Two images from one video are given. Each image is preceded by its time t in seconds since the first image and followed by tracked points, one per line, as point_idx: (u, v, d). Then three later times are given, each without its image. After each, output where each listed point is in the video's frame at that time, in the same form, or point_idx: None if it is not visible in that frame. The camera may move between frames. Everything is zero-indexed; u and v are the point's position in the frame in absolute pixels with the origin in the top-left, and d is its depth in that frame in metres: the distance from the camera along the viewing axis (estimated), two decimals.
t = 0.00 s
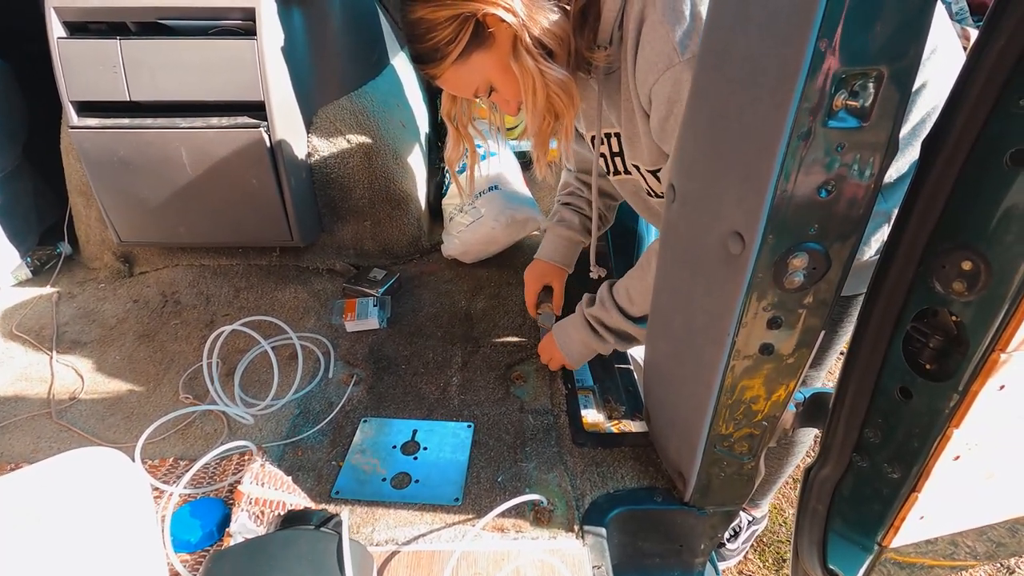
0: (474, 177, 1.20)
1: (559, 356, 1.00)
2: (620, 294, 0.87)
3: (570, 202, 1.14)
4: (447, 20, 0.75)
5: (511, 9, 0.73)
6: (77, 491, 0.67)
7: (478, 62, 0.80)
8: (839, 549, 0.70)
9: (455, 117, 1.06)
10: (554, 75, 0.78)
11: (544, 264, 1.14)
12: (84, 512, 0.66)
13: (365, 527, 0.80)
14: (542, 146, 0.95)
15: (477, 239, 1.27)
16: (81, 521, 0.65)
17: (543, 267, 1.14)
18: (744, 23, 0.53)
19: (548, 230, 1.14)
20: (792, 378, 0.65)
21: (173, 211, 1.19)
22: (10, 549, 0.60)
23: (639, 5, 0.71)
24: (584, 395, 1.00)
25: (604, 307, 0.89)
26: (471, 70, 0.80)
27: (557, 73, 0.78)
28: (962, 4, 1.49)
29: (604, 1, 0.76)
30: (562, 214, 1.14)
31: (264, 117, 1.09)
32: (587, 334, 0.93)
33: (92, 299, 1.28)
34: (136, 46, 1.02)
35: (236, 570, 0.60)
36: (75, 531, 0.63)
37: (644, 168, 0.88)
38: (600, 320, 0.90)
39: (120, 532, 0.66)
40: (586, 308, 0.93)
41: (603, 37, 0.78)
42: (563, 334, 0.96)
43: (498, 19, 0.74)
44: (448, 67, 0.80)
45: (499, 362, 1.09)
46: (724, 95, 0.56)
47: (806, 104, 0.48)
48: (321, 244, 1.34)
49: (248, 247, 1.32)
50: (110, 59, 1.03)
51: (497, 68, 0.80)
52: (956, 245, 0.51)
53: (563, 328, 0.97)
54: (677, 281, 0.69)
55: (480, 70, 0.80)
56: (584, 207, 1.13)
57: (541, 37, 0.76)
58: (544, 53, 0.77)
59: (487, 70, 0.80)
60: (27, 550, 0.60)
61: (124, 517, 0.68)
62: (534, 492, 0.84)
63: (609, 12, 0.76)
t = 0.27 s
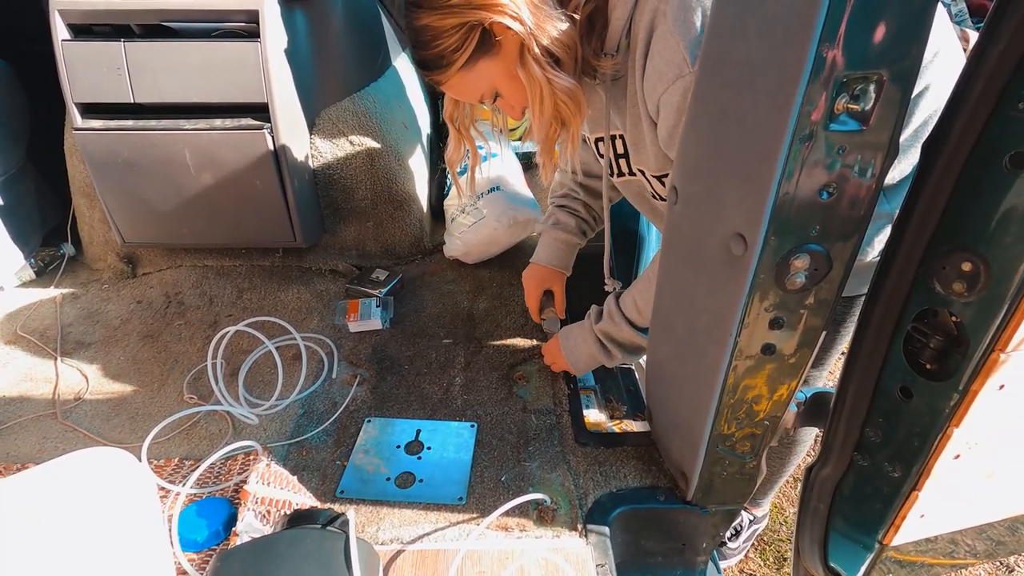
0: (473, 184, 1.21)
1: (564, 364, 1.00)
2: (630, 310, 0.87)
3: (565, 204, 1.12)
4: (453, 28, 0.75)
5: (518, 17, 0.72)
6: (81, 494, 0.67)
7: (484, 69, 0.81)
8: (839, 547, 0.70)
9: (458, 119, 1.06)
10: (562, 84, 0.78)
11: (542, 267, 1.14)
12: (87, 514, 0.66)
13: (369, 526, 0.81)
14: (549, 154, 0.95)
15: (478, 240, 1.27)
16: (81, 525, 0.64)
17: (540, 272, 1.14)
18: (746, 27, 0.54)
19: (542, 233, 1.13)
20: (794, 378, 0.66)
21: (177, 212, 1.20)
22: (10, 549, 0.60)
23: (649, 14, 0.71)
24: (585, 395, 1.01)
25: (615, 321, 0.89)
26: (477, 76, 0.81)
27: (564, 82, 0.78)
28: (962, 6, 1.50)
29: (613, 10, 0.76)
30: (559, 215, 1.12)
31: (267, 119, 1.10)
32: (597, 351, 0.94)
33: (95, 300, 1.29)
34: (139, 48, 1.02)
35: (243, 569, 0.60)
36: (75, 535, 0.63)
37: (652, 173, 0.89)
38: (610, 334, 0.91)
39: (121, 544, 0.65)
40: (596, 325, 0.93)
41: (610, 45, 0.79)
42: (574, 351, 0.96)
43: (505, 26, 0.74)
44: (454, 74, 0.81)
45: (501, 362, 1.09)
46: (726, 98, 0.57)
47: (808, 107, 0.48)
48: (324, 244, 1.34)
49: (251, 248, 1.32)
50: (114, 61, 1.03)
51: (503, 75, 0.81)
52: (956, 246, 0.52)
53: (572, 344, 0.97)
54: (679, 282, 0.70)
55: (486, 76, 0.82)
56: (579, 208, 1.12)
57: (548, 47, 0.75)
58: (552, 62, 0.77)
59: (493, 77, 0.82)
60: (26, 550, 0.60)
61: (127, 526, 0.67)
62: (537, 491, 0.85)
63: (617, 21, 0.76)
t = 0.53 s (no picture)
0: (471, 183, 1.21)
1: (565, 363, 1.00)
2: (631, 309, 0.86)
3: (561, 208, 1.12)
4: (450, 26, 0.75)
5: (516, 15, 0.72)
6: (76, 495, 0.66)
7: (482, 67, 0.80)
8: (841, 545, 0.70)
9: (455, 119, 1.05)
10: (561, 82, 0.78)
11: (541, 268, 1.13)
12: (81, 518, 0.64)
13: (369, 524, 0.81)
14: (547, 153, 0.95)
15: (478, 238, 1.27)
16: (77, 528, 0.63)
17: (540, 277, 1.13)
18: (749, 19, 0.53)
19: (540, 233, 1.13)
20: (796, 374, 0.65)
21: (175, 209, 1.19)
22: (10, 550, 0.59)
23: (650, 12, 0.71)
24: (586, 393, 1.01)
25: (615, 319, 0.88)
26: (475, 75, 0.81)
27: (563, 80, 0.78)
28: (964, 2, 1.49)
29: (613, 7, 0.75)
30: (556, 220, 1.12)
31: (266, 115, 1.09)
32: (599, 352, 0.93)
33: (93, 297, 1.28)
34: (137, 44, 1.02)
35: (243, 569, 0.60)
36: (69, 539, 0.62)
37: (652, 172, 0.89)
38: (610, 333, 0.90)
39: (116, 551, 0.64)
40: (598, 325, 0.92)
41: (609, 43, 0.78)
42: (575, 352, 0.96)
43: (504, 24, 0.73)
44: (451, 73, 0.80)
45: (501, 360, 1.09)
46: (729, 91, 0.56)
47: (811, 100, 0.48)
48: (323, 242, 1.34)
49: (249, 246, 1.32)
50: (111, 57, 1.02)
51: (501, 73, 0.81)
52: (960, 241, 0.51)
53: (574, 346, 0.96)
54: (681, 278, 0.69)
55: (484, 75, 0.81)
56: (574, 212, 1.12)
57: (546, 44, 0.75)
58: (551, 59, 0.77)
59: (491, 75, 0.81)
60: (27, 550, 0.60)
61: (121, 532, 0.66)
62: (538, 489, 0.84)
63: (617, 18, 0.75)
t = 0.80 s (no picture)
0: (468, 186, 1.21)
1: (567, 362, 1.00)
2: (633, 308, 0.86)
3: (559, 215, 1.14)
4: (449, 27, 0.75)
5: (516, 15, 0.72)
6: (74, 494, 0.66)
7: (481, 68, 0.80)
8: (842, 542, 0.70)
9: (451, 119, 1.06)
10: (560, 83, 0.78)
11: (542, 271, 1.14)
12: (82, 515, 0.65)
13: (370, 522, 0.81)
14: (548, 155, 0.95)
15: (480, 237, 1.27)
16: (78, 525, 0.64)
17: (543, 279, 1.14)
18: (750, 17, 0.53)
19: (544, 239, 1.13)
20: (797, 372, 0.65)
21: (176, 208, 1.19)
22: (9, 550, 0.59)
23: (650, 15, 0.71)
24: (587, 392, 1.01)
25: (618, 319, 0.89)
26: (474, 76, 0.81)
27: (563, 81, 0.79)
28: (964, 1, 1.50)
29: (613, 10, 0.75)
30: (556, 227, 1.14)
31: (267, 114, 1.09)
32: (601, 352, 0.93)
33: (94, 296, 1.28)
34: (138, 43, 1.02)
35: (245, 567, 0.60)
36: (71, 536, 0.62)
37: (652, 173, 0.89)
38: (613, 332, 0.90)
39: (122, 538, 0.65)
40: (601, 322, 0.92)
41: (609, 45, 0.78)
42: (577, 350, 0.97)
43: (503, 25, 0.73)
44: (450, 74, 0.80)
45: (502, 358, 1.09)
46: (730, 90, 0.56)
47: (812, 98, 0.48)
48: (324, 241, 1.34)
49: (250, 245, 1.32)
50: (112, 56, 1.03)
51: (500, 74, 0.81)
52: (961, 239, 0.52)
53: (576, 345, 0.97)
54: (682, 276, 0.69)
55: (483, 75, 0.81)
56: (573, 216, 1.13)
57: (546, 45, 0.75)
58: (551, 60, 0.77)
59: (490, 76, 0.81)
60: (26, 552, 0.60)
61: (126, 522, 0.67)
62: (539, 487, 0.85)
63: (617, 21, 0.75)
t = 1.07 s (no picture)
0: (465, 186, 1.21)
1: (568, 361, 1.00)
2: (636, 309, 0.86)
3: (559, 217, 1.12)
4: (449, 25, 0.74)
5: (517, 14, 0.72)
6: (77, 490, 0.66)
7: (480, 67, 0.80)
8: (842, 543, 0.70)
9: (449, 118, 1.05)
10: (561, 82, 0.78)
11: (542, 271, 1.14)
12: (85, 511, 0.65)
13: (370, 522, 0.81)
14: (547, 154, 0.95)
15: (480, 236, 1.27)
16: (81, 520, 0.64)
17: (543, 280, 1.14)
18: (749, 18, 0.53)
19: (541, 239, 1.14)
20: (797, 373, 0.65)
21: (176, 208, 1.19)
22: (10, 550, 0.59)
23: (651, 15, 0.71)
24: (587, 392, 1.01)
25: (620, 318, 0.89)
26: (473, 75, 0.81)
27: (563, 80, 0.79)
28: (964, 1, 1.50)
29: (614, 11, 0.76)
30: (557, 228, 1.12)
31: (267, 114, 1.09)
32: (603, 351, 0.93)
33: (94, 296, 1.28)
34: (138, 43, 1.02)
35: (246, 567, 0.60)
36: (76, 529, 0.63)
37: (652, 173, 0.88)
38: (615, 333, 0.90)
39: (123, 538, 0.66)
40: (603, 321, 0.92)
41: (610, 45, 0.79)
42: (578, 351, 0.96)
43: (504, 23, 0.73)
44: (449, 72, 0.80)
45: (502, 358, 1.09)
46: (730, 90, 0.56)
47: (812, 99, 0.48)
48: (323, 241, 1.34)
49: (250, 245, 1.32)
50: (112, 56, 1.03)
51: (500, 73, 0.81)
52: (960, 239, 0.52)
53: (578, 344, 0.97)
54: (682, 277, 0.69)
55: (482, 74, 0.81)
56: (573, 218, 1.12)
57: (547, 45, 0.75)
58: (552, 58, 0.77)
59: (489, 75, 0.81)
60: (27, 551, 0.59)
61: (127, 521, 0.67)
62: (539, 487, 0.85)
63: (618, 21, 0.76)
